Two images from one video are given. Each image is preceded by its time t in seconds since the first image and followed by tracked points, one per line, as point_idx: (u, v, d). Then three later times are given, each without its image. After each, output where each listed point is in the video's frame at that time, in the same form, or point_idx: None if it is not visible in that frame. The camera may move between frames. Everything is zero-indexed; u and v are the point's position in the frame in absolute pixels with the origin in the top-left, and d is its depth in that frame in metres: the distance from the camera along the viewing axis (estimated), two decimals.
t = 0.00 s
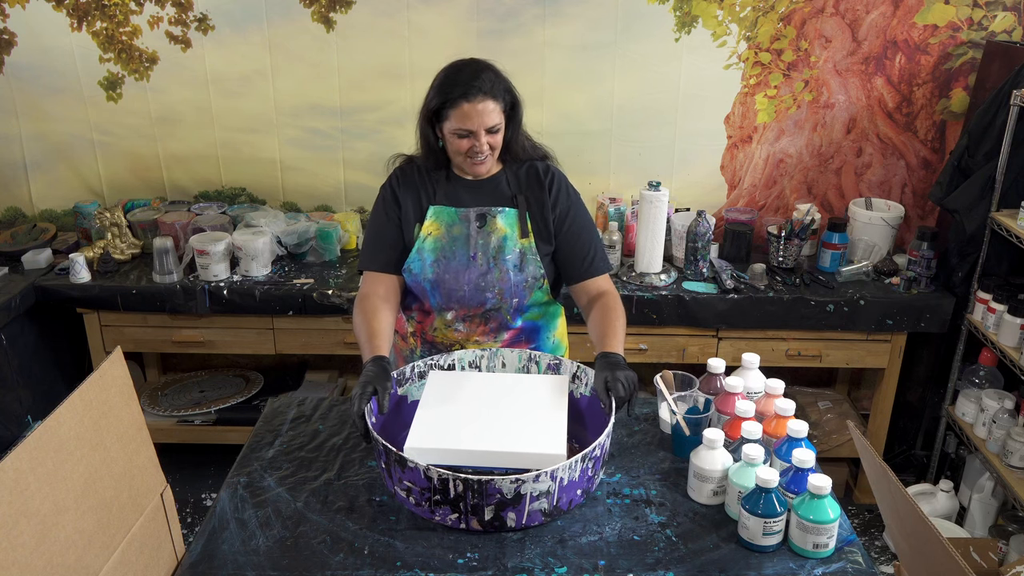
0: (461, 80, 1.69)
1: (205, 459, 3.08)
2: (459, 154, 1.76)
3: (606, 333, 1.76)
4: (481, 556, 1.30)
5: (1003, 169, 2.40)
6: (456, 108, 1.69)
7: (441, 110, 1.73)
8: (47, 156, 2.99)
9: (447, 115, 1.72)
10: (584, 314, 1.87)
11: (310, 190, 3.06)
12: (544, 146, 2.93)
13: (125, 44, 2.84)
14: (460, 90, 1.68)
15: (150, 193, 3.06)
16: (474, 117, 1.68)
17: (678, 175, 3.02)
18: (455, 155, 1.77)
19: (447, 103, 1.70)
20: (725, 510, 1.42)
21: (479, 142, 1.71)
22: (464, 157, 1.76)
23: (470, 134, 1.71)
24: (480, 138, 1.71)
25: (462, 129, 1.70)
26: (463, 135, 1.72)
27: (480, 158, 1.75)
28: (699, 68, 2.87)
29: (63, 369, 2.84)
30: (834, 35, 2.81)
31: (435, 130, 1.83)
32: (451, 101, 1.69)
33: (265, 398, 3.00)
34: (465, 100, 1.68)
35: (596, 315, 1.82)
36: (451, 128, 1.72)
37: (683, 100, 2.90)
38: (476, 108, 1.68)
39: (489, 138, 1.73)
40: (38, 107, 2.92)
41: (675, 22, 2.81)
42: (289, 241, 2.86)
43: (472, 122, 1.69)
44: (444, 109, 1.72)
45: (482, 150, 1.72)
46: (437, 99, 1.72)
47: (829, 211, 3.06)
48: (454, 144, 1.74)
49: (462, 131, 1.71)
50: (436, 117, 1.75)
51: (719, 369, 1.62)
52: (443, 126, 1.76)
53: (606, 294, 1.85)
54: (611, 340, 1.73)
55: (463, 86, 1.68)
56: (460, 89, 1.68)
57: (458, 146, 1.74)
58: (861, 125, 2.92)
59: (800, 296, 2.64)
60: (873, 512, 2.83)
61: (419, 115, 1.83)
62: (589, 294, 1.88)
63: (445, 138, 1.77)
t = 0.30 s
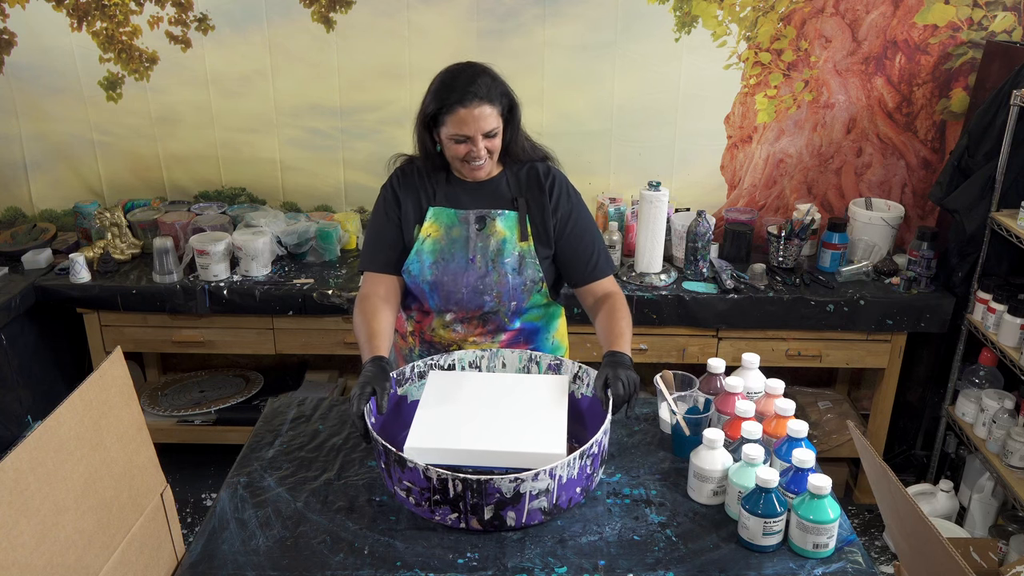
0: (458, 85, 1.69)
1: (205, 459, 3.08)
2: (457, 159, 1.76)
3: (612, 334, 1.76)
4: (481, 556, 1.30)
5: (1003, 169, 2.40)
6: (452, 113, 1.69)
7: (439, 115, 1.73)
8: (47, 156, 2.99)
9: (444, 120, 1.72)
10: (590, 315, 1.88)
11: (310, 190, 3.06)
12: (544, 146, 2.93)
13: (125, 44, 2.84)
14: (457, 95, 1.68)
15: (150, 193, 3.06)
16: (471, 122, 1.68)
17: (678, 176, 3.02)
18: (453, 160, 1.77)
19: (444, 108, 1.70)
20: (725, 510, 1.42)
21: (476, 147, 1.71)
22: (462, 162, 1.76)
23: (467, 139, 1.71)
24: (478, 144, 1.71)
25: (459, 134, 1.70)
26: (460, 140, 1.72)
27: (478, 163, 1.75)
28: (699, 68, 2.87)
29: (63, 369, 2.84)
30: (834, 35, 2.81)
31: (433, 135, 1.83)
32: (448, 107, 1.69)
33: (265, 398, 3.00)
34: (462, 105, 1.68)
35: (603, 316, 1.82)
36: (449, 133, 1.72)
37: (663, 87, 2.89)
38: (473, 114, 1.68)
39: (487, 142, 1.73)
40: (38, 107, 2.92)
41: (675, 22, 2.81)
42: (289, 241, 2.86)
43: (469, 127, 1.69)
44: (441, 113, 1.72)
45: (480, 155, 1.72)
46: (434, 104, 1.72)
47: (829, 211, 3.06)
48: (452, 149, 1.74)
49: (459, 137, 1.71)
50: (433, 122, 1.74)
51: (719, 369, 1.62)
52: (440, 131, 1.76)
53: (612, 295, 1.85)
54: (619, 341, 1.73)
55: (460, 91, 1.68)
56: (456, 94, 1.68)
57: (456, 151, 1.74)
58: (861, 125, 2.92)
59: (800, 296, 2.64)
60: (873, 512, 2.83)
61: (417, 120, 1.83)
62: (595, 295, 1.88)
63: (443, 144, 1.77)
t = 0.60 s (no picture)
0: (460, 91, 1.68)
1: (205, 459, 3.08)
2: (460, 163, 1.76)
3: (613, 333, 1.76)
4: (481, 556, 1.30)
5: (1003, 169, 2.40)
6: (455, 119, 1.69)
7: (441, 121, 1.72)
8: (47, 156, 2.99)
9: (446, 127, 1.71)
10: (593, 316, 1.88)
11: (310, 190, 3.06)
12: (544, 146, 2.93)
13: (125, 44, 2.84)
14: (459, 101, 1.67)
15: (150, 193, 3.06)
16: (474, 128, 1.68)
17: (678, 175, 3.02)
18: (455, 164, 1.77)
19: (446, 114, 1.70)
20: (725, 510, 1.42)
21: (479, 153, 1.71)
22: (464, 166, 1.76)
23: (470, 145, 1.71)
24: (481, 150, 1.71)
25: (461, 140, 1.70)
26: (463, 146, 1.72)
27: (481, 167, 1.76)
28: (699, 68, 2.87)
29: (63, 369, 2.84)
30: (834, 35, 2.81)
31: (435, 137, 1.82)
32: (450, 113, 1.68)
33: (265, 398, 3.00)
34: (465, 112, 1.67)
35: (606, 318, 1.82)
36: (451, 139, 1.72)
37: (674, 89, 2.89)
38: (477, 121, 1.68)
39: (489, 147, 1.73)
40: (38, 107, 2.92)
41: (675, 22, 2.81)
42: (289, 241, 2.86)
43: (472, 133, 1.69)
44: (443, 119, 1.71)
45: (483, 160, 1.73)
46: (436, 110, 1.71)
47: (829, 211, 3.06)
48: (455, 155, 1.74)
49: (461, 142, 1.71)
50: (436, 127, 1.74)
51: (719, 369, 1.62)
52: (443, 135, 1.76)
53: (616, 296, 1.86)
54: (620, 341, 1.73)
55: (462, 97, 1.67)
56: (458, 101, 1.67)
57: (459, 156, 1.74)
58: (861, 125, 2.92)
59: (800, 296, 2.64)
60: (873, 512, 2.83)
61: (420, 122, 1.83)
62: (598, 296, 1.88)
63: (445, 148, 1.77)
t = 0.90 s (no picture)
0: (459, 89, 1.68)
1: (205, 459, 3.08)
2: (462, 161, 1.76)
3: (607, 333, 1.76)
4: (481, 556, 1.30)
5: (1003, 169, 2.40)
6: (456, 118, 1.68)
7: (442, 119, 1.73)
8: (47, 156, 2.99)
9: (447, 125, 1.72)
10: (588, 316, 1.88)
11: (310, 190, 3.06)
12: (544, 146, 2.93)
13: (125, 44, 2.84)
14: (459, 100, 1.68)
15: (150, 193, 3.06)
16: (475, 126, 1.68)
17: (678, 175, 3.02)
18: (458, 162, 1.77)
19: (447, 112, 1.70)
20: (725, 510, 1.42)
21: (481, 150, 1.71)
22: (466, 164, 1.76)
23: (472, 143, 1.71)
24: (483, 147, 1.71)
25: (463, 138, 1.70)
26: (465, 144, 1.72)
27: (484, 166, 1.75)
28: (699, 68, 2.87)
29: (63, 369, 2.84)
30: (834, 35, 2.81)
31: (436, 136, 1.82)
32: (450, 112, 1.69)
33: (265, 398, 3.00)
34: (465, 110, 1.67)
35: (600, 319, 1.82)
36: (453, 137, 1.71)
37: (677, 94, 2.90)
38: (478, 119, 1.67)
39: (491, 145, 1.73)
40: (38, 107, 2.92)
41: (675, 22, 2.81)
42: (290, 240, 2.86)
43: (473, 131, 1.68)
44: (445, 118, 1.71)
45: (485, 158, 1.72)
46: (438, 108, 1.72)
47: (829, 211, 3.06)
48: (458, 153, 1.74)
49: (463, 140, 1.71)
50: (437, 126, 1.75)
51: (719, 369, 1.62)
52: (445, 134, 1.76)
53: (611, 296, 1.86)
54: (612, 342, 1.74)
55: (462, 95, 1.68)
56: (458, 99, 1.68)
57: (461, 154, 1.74)
58: (861, 125, 2.92)
59: (800, 296, 2.64)
60: (873, 512, 2.83)
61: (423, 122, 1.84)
62: (594, 295, 1.88)
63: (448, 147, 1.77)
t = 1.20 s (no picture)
0: (464, 65, 1.72)
1: (205, 459, 3.08)
2: (464, 142, 1.73)
3: (611, 333, 1.75)
4: (481, 556, 1.30)
5: (1003, 169, 2.40)
6: (462, 92, 1.70)
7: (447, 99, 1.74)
8: (47, 156, 2.99)
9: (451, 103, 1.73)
10: (590, 314, 1.88)
11: (310, 190, 3.06)
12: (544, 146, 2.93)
13: (125, 44, 2.84)
14: (464, 74, 1.71)
15: (150, 193, 3.06)
16: (481, 100, 1.68)
17: (678, 175, 3.02)
18: (459, 145, 1.74)
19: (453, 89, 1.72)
20: (725, 510, 1.42)
21: (485, 125, 1.70)
22: (469, 145, 1.73)
23: (476, 119, 1.70)
24: (487, 122, 1.70)
25: (468, 113, 1.70)
26: (469, 120, 1.71)
27: (486, 147, 1.72)
28: (699, 68, 2.87)
29: (63, 369, 2.84)
30: (834, 35, 2.82)
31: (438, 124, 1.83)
32: (455, 87, 1.71)
33: (265, 398, 3.00)
34: (471, 84, 1.69)
35: (604, 316, 1.82)
36: (457, 113, 1.71)
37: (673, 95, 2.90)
38: (483, 91, 1.69)
39: (495, 124, 1.72)
40: (38, 107, 2.92)
41: (675, 22, 2.81)
42: (289, 241, 2.86)
43: (478, 105, 1.68)
44: (450, 95, 1.73)
45: (489, 135, 1.70)
46: (443, 87, 1.74)
47: (829, 211, 3.06)
48: (461, 131, 1.72)
49: (468, 115, 1.70)
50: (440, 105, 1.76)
51: (719, 369, 1.62)
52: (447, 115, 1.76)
53: (611, 295, 1.86)
54: (617, 340, 1.73)
55: (469, 71, 1.71)
56: (463, 73, 1.71)
57: (464, 132, 1.72)
58: (861, 125, 2.92)
59: (800, 296, 2.64)
60: (873, 512, 2.83)
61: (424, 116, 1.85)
62: (596, 294, 1.89)
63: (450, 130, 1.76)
